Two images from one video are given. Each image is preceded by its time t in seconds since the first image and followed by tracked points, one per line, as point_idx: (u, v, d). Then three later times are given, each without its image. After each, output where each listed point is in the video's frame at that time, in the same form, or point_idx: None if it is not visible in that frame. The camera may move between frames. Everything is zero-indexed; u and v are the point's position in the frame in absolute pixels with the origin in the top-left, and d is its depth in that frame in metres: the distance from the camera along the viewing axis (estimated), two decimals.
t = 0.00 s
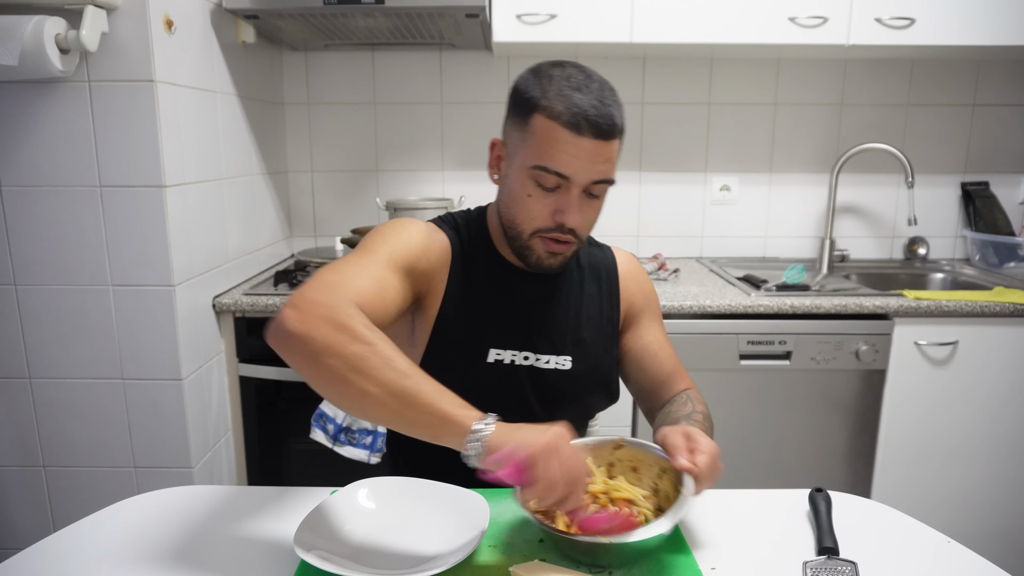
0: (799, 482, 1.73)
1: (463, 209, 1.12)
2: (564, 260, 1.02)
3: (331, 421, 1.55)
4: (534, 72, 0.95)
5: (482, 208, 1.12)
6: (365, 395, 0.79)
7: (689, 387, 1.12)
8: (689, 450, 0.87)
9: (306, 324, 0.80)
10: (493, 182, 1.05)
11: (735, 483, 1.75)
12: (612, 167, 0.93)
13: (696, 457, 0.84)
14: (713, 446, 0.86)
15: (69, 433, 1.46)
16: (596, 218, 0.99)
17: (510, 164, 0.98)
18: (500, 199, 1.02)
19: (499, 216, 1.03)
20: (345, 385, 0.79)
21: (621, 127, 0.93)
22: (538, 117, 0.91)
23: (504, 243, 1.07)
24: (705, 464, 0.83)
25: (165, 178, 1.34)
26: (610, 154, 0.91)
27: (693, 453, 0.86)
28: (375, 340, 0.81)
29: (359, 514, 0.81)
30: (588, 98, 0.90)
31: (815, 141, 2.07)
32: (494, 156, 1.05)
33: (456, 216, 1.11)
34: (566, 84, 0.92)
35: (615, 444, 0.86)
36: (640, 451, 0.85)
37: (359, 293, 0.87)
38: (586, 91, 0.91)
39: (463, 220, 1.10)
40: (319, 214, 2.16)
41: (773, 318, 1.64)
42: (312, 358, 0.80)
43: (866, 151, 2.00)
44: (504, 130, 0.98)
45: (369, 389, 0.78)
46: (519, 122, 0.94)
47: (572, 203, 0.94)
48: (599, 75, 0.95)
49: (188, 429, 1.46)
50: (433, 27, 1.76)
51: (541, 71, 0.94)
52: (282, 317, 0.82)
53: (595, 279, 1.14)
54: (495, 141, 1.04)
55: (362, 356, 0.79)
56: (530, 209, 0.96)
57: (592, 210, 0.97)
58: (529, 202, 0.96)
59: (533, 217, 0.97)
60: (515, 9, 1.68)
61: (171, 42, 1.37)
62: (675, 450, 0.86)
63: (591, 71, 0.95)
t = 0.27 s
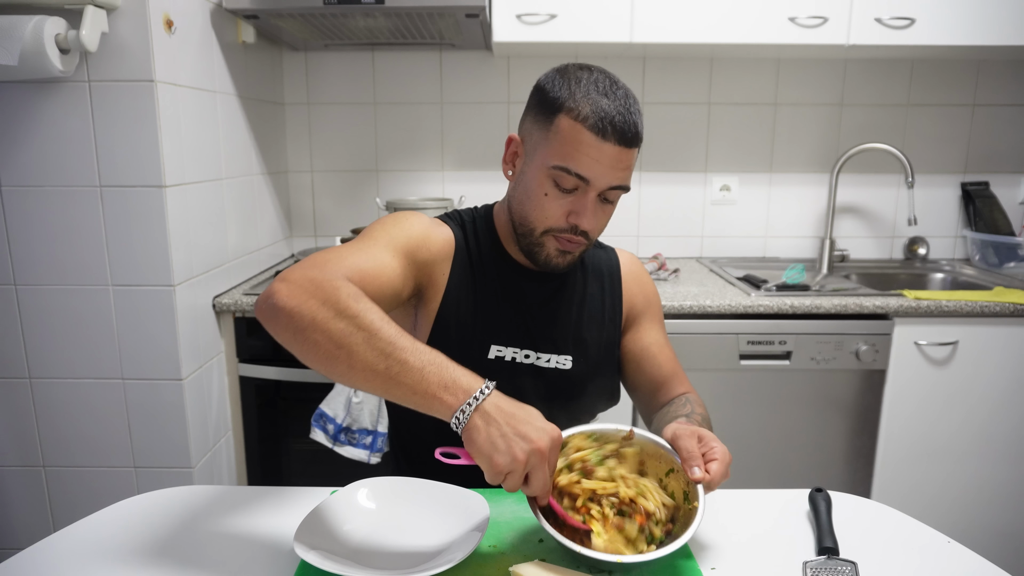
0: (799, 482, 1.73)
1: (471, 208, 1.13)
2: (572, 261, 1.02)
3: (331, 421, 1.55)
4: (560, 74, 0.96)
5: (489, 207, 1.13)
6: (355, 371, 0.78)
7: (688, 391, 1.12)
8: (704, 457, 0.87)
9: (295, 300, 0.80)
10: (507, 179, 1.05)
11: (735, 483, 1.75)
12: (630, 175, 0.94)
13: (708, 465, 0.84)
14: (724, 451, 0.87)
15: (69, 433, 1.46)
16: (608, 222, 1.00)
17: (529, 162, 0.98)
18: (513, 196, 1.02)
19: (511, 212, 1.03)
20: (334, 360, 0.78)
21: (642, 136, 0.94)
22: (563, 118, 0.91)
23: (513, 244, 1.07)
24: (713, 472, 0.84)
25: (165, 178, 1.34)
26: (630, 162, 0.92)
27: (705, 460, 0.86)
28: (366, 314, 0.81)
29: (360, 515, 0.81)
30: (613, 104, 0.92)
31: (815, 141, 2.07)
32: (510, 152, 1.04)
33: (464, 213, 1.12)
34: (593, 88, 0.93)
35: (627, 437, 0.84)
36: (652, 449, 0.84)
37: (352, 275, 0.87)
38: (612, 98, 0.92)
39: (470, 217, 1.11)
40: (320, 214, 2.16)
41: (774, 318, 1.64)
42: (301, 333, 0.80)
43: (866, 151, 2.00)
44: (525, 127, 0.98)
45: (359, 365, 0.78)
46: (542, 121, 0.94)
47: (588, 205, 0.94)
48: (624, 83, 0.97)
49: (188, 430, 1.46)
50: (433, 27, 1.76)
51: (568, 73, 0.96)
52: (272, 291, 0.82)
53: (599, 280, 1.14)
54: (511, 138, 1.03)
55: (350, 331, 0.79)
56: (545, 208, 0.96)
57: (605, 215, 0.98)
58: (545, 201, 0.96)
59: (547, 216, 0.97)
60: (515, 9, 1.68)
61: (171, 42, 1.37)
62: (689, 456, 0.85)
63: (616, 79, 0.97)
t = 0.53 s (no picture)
0: (799, 482, 1.73)
1: (464, 211, 1.12)
2: (568, 255, 1.01)
3: (331, 421, 1.56)
4: (539, 70, 0.97)
5: (482, 211, 1.12)
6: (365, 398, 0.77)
7: (687, 390, 1.12)
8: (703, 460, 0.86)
9: (298, 329, 0.78)
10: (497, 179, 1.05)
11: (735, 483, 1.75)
12: (616, 160, 0.94)
13: (708, 467, 0.83)
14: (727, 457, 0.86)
15: (69, 433, 1.46)
16: (599, 211, 0.99)
17: (515, 158, 0.98)
18: (503, 195, 1.02)
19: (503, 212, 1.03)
20: (343, 387, 0.77)
21: (625, 122, 0.94)
22: (544, 108, 0.92)
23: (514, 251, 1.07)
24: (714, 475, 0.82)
25: (165, 178, 1.34)
26: (614, 146, 0.92)
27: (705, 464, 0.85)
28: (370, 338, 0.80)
29: (359, 515, 0.81)
30: (593, 92, 0.92)
31: (815, 141, 2.07)
32: (496, 153, 1.05)
33: (456, 216, 1.11)
34: (572, 78, 0.94)
35: (632, 449, 0.88)
36: (653, 458, 0.88)
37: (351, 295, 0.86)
38: (592, 86, 0.93)
39: (462, 220, 1.10)
40: (319, 214, 2.16)
41: (774, 318, 1.64)
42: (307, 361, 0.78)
43: (866, 151, 2.00)
44: (509, 125, 0.99)
45: (370, 390, 0.77)
46: (525, 115, 0.95)
47: (577, 193, 0.94)
48: (602, 73, 0.98)
49: (188, 430, 1.46)
50: (433, 27, 1.76)
51: (546, 68, 0.96)
52: (272, 322, 0.79)
53: (596, 279, 1.14)
54: (497, 139, 1.05)
55: (356, 357, 0.78)
56: (535, 200, 0.96)
57: (596, 204, 0.97)
58: (535, 194, 0.96)
59: (538, 209, 0.96)
60: (516, 9, 1.68)
61: (171, 42, 1.37)
62: (688, 459, 0.85)
63: (594, 68, 0.98)
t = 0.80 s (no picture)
0: (799, 483, 1.73)
1: (466, 212, 1.12)
2: (573, 255, 1.00)
3: (331, 421, 1.56)
4: (535, 69, 0.97)
5: (483, 212, 1.13)
6: (349, 389, 0.79)
7: (681, 391, 1.13)
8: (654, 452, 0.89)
9: (281, 321, 0.80)
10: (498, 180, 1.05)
11: (735, 483, 1.74)
12: (617, 153, 0.94)
13: (660, 460, 0.87)
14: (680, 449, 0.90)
15: (69, 433, 1.46)
16: (603, 207, 0.99)
17: (516, 157, 0.98)
18: (504, 195, 1.02)
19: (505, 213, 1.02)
20: (327, 378, 0.79)
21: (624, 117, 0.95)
22: (543, 105, 0.92)
23: (517, 252, 1.06)
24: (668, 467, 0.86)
25: (165, 178, 1.34)
26: (614, 140, 0.93)
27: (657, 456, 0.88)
28: (354, 329, 0.81)
29: (360, 516, 0.81)
30: (592, 88, 0.93)
31: (815, 141, 2.07)
32: (496, 154, 1.05)
33: (457, 217, 1.12)
34: (569, 76, 0.94)
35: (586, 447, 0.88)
36: (607, 456, 0.87)
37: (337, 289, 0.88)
38: (589, 82, 0.94)
39: (463, 221, 1.11)
40: (320, 214, 2.16)
41: (774, 318, 1.64)
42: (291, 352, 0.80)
43: (866, 151, 2.00)
44: (507, 125, 0.99)
45: (352, 381, 0.79)
46: (524, 114, 0.95)
47: (580, 188, 0.94)
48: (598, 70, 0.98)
49: (188, 429, 1.46)
50: (433, 27, 1.76)
51: (542, 67, 0.97)
52: (256, 315, 0.82)
53: (597, 282, 1.14)
54: (497, 140, 1.04)
55: (339, 348, 0.80)
56: (539, 197, 0.96)
57: (599, 199, 0.97)
58: (537, 191, 0.95)
59: (542, 206, 0.96)
60: (515, 9, 1.68)
61: (171, 42, 1.37)
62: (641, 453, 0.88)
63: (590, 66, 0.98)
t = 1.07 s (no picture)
0: (799, 483, 1.73)
1: (471, 212, 1.12)
2: (581, 259, 1.01)
3: (331, 421, 1.56)
4: (548, 73, 0.97)
5: (489, 212, 1.12)
6: (392, 403, 0.76)
7: (681, 385, 1.15)
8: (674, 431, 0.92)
9: (312, 343, 0.77)
10: (507, 183, 1.04)
11: (735, 484, 1.74)
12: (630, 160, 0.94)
13: (680, 437, 0.89)
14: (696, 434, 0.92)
15: (69, 433, 1.46)
16: (613, 213, 0.99)
17: (527, 161, 0.97)
18: (514, 198, 1.01)
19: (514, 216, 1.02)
20: (363, 393, 0.76)
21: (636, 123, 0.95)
22: (556, 111, 0.92)
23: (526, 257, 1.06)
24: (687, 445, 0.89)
25: (165, 178, 1.34)
26: (628, 146, 0.92)
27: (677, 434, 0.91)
28: (386, 338, 0.78)
29: (361, 516, 0.81)
30: (605, 93, 0.93)
31: (815, 141, 2.07)
32: (506, 157, 1.03)
33: (463, 217, 1.11)
34: (583, 80, 0.93)
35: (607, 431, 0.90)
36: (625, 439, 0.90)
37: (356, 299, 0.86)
38: (603, 87, 0.93)
39: (469, 221, 1.10)
40: (319, 214, 2.16)
41: (774, 318, 1.64)
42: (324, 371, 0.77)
43: (866, 151, 2.00)
44: (519, 129, 0.98)
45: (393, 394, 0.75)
46: (536, 118, 0.94)
47: (592, 194, 0.93)
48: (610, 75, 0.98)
49: (188, 429, 1.46)
50: (433, 27, 1.76)
51: (555, 71, 0.96)
52: (285, 339, 0.78)
53: (603, 286, 1.14)
54: (507, 142, 1.03)
55: (372, 360, 0.76)
56: (550, 202, 0.95)
57: (611, 204, 0.97)
58: (549, 196, 0.95)
59: (553, 211, 0.96)
60: (515, 9, 1.68)
61: (171, 42, 1.37)
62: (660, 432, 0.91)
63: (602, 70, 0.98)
